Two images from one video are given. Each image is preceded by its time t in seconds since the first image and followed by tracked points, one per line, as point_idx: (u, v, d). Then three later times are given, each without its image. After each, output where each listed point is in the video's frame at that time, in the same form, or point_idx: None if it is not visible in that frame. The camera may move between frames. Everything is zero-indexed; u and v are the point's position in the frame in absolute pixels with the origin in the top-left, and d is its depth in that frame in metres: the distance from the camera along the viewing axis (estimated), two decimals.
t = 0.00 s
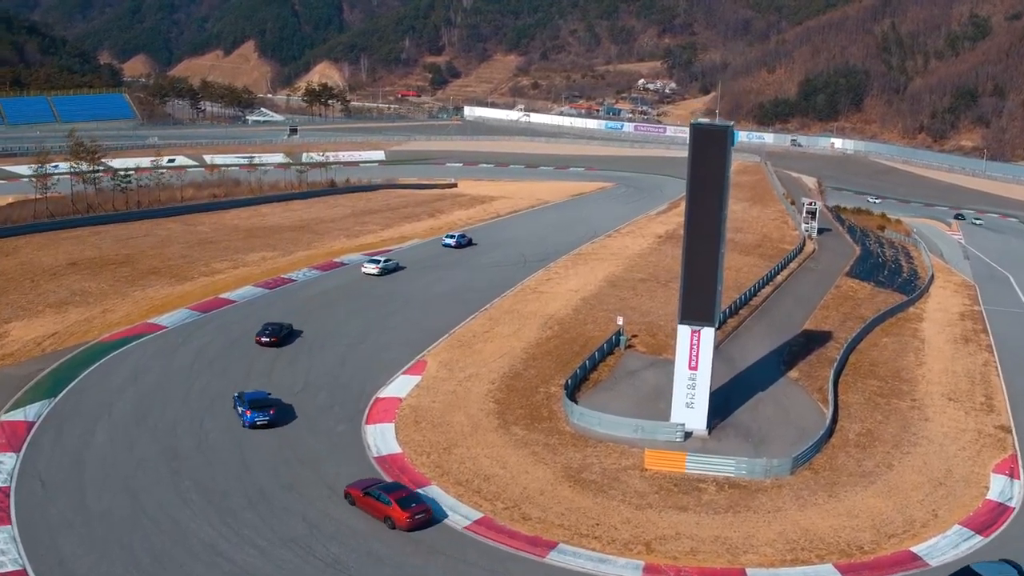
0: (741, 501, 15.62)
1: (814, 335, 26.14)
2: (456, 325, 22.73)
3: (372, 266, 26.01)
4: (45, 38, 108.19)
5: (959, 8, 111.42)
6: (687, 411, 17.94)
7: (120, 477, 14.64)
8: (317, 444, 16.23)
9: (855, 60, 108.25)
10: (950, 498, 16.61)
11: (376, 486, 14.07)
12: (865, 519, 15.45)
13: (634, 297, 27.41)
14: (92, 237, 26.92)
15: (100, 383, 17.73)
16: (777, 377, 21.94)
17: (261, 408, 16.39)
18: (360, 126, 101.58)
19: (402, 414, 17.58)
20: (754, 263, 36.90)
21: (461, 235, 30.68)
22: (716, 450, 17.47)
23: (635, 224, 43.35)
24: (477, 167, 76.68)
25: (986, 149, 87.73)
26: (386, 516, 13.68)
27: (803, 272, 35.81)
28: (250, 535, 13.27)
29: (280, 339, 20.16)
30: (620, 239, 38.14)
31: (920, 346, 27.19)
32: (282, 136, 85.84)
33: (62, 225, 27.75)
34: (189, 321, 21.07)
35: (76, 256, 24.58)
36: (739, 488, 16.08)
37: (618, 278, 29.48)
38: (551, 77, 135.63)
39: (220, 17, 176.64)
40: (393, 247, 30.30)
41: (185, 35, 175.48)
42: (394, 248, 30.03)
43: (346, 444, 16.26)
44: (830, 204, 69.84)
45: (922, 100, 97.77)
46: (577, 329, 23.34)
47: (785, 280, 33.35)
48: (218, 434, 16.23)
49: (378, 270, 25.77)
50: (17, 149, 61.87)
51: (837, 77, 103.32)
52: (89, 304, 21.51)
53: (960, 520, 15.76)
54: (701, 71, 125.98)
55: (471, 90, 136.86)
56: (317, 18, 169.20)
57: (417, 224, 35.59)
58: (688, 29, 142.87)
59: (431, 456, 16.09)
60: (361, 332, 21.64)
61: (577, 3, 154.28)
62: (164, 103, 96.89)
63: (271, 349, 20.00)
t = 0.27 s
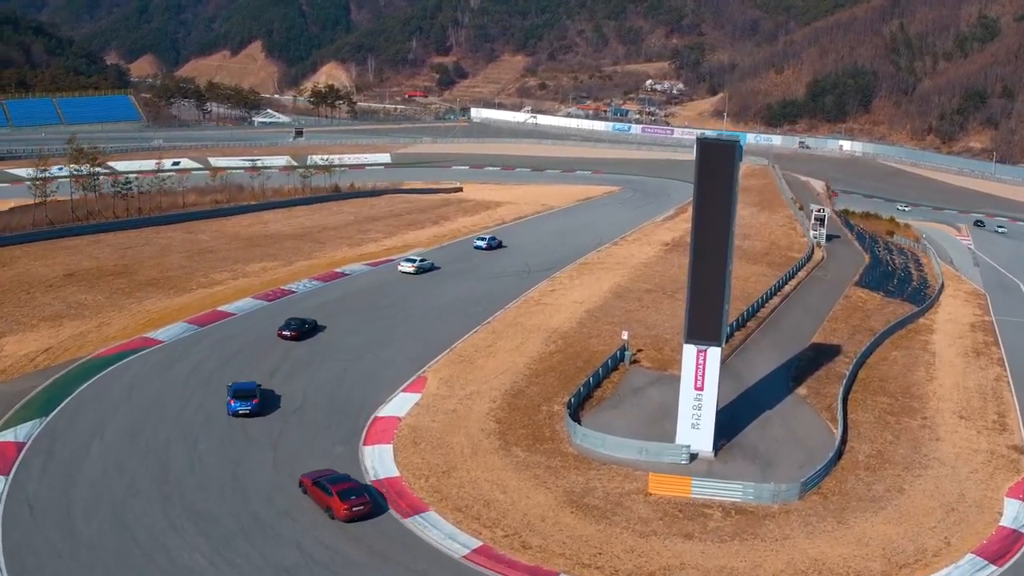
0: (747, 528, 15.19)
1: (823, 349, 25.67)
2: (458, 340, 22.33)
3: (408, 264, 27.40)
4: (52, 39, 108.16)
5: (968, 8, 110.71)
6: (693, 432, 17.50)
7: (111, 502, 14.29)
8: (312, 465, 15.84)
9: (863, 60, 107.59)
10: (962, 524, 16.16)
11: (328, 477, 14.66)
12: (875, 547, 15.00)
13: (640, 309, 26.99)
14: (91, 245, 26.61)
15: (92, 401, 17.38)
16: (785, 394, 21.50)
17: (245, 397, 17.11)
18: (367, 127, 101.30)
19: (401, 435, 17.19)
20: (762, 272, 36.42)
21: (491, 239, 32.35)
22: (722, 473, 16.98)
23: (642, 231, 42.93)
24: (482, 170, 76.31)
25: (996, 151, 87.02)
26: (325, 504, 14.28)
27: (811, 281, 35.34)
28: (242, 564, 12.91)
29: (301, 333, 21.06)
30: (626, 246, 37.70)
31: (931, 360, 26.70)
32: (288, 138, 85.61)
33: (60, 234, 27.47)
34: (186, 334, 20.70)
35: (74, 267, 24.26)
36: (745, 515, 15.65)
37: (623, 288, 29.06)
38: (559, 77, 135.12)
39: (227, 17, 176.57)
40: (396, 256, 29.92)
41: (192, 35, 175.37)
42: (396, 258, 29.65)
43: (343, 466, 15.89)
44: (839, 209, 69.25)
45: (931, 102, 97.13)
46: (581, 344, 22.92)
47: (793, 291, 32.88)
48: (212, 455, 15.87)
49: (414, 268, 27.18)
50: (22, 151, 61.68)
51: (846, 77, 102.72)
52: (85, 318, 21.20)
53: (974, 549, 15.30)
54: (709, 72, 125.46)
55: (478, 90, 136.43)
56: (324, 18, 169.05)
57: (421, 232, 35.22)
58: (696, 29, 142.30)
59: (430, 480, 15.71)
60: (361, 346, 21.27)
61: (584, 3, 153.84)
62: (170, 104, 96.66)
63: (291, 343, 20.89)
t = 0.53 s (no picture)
0: (754, 557, 14.75)
1: (832, 363, 25.18)
2: (460, 354, 21.89)
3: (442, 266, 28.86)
4: (58, 39, 108.00)
5: (977, 9, 110.00)
6: (699, 454, 17.06)
7: (101, 528, 13.93)
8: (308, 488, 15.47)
9: (871, 61, 106.95)
10: (976, 552, 15.68)
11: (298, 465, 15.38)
12: None
13: (646, 321, 26.53)
14: (89, 255, 26.28)
15: (85, 421, 17.04)
16: (794, 413, 21.04)
17: (243, 387, 17.97)
18: (373, 129, 100.95)
19: (400, 456, 16.80)
20: (770, 281, 35.93)
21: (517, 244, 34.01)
22: (728, 497, 16.53)
23: (648, 238, 42.46)
24: (488, 173, 75.87)
25: (1005, 153, 86.31)
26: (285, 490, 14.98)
27: (820, 291, 34.83)
28: None
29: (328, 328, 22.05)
30: (631, 255, 37.24)
31: (942, 375, 26.18)
32: (293, 140, 85.34)
33: (57, 243, 27.14)
34: (182, 349, 20.34)
35: (71, 277, 23.94)
36: (752, 542, 15.21)
37: (628, 299, 28.60)
38: (566, 78, 134.61)
39: (234, 18, 176.41)
40: (398, 266, 29.51)
41: (199, 35, 175.28)
42: (398, 267, 29.24)
43: (340, 489, 15.52)
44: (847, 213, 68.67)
45: (940, 103, 96.48)
46: (585, 359, 22.49)
47: (802, 301, 32.38)
48: (206, 478, 15.51)
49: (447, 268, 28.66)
50: (26, 154, 61.42)
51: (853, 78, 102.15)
52: (80, 331, 20.86)
53: None
54: (716, 73, 124.92)
55: (485, 91, 135.98)
56: (331, 18, 168.86)
57: (424, 240, 34.82)
58: (704, 30, 141.68)
59: (429, 504, 15.31)
60: (362, 362, 20.88)
61: (592, 3, 153.39)
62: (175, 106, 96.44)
63: (322, 338, 21.86)
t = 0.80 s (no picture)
0: None
1: (840, 378, 24.70)
2: (461, 368, 21.42)
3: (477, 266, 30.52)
4: (63, 40, 107.85)
5: (984, 9, 109.27)
6: (704, 476, 16.60)
7: (87, 554, 13.55)
8: (301, 510, 15.03)
9: (878, 62, 106.31)
10: None
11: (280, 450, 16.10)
12: None
13: (651, 333, 26.04)
14: (85, 263, 25.89)
15: (75, 442, 16.69)
16: (802, 430, 20.57)
17: (253, 374, 18.92)
18: (377, 130, 100.57)
19: (397, 478, 16.34)
20: (777, 290, 35.41)
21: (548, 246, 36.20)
22: (734, 521, 16.05)
23: (653, 244, 41.99)
24: (492, 175, 75.43)
25: (1014, 155, 85.57)
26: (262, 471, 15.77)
27: (828, 300, 34.33)
28: None
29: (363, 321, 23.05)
30: (637, 262, 36.78)
31: (953, 389, 25.64)
32: (297, 142, 85.11)
33: (53, 251, 26.76)
34: (176, 364, 19.92)
35: (65, 287, 23.57)
36: (759, 569, 14.78)
37: (633, 309, 28.14)
38: (571, 78, 134.09)
39: (239, 17, 176.25)
40: (399, 275, 29.08)
41: (204, 35, 175.30)
42: (399, 275, 28.82)
43: (334, 512, 15.11)
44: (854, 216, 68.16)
45: (947, 104, 95.81)
46: (588, 373, 22.03)
47: (809, 310, 31.87)
48: (198, 499, 15.11)
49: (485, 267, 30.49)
50: (29, 156, 61.15)
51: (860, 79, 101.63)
52: (73, 344, 20.49)
53: None
54: (723, 73, 124.42)
55: (491, 91, 135.51)
56: (337, 18, 168.70)
57: (426, 247, 34.39)
58: (710, 29, 141.14)
59: (426, 530, 14.88)
60: (360, 376, 20.45)
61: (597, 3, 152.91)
62: (179, 107, 96.26)
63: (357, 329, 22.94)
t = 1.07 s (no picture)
0: None
1: (848, 391, 24.21)
2: (461, 382, 20.98)
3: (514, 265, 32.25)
4: (67, 40, 107.61)
5: (990, 9, 108.59)
6: (710, 497, 16.11)
7: None
8: (294, 533, 14.61)
9: (884, 62, 105.69)
10: None
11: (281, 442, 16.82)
12: None
13: (655, 344, 25.58)
14: (81, 272, 25.49)
15: (65, 460, 16.29)
16: (810, 447, 20.10)
17: (269, 361, 19.88)
18: (382, 132, 100.16)
19: (393, 499, 15.89)
20: (784, 298, 34.93)
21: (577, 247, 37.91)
22: (741, 544, 15.57)
23: (659, 250, 41.52)
24: (497, 178, 74.95)
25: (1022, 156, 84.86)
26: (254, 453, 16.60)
27: (836, 308, 33.83)
28: None
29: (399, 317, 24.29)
30: (641, 269, 36.30)
31: (964, 402, 25.14)
32: (300, 144, 84.75)
33: (48, 258, 26.35)
34: (170, 378, 19.50)
35: (60, 296, 23.18)
36: None
37: (637, 319, 27.67)
38: (576, 79, 133.57)
39: (244, 18, 176.00)
40: (401, 283, 28.65)
41: (209, 35, 175.23)
42: (400, 284, 28.37)
43: (328, 535, 14.67)
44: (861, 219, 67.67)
45: (953, 104, 95.08)
46: (591, 387, 21.56)
47: (817, 319, 31.40)
48: (188, 521, 14.71)
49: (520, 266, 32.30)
50: (31, 158, 60.79)
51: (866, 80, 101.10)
52: (66, 357, 20.08)
53: None
54: (728, 73, 123.89)
55: (496, 91, 135.03)
56: (341, 18, 168.48)
57: (428, 253, 33.96)
58: (715, 30, 140.59)
59: (422, 553, 14.43)
60: (358, 390, 20.01)
61: (602, 3, 152.45)
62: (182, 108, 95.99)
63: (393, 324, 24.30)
